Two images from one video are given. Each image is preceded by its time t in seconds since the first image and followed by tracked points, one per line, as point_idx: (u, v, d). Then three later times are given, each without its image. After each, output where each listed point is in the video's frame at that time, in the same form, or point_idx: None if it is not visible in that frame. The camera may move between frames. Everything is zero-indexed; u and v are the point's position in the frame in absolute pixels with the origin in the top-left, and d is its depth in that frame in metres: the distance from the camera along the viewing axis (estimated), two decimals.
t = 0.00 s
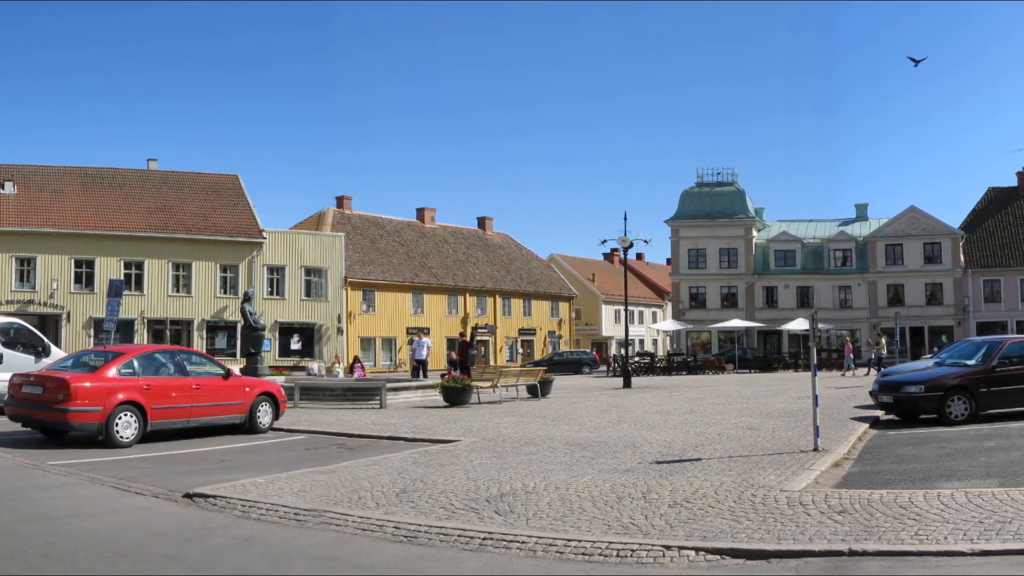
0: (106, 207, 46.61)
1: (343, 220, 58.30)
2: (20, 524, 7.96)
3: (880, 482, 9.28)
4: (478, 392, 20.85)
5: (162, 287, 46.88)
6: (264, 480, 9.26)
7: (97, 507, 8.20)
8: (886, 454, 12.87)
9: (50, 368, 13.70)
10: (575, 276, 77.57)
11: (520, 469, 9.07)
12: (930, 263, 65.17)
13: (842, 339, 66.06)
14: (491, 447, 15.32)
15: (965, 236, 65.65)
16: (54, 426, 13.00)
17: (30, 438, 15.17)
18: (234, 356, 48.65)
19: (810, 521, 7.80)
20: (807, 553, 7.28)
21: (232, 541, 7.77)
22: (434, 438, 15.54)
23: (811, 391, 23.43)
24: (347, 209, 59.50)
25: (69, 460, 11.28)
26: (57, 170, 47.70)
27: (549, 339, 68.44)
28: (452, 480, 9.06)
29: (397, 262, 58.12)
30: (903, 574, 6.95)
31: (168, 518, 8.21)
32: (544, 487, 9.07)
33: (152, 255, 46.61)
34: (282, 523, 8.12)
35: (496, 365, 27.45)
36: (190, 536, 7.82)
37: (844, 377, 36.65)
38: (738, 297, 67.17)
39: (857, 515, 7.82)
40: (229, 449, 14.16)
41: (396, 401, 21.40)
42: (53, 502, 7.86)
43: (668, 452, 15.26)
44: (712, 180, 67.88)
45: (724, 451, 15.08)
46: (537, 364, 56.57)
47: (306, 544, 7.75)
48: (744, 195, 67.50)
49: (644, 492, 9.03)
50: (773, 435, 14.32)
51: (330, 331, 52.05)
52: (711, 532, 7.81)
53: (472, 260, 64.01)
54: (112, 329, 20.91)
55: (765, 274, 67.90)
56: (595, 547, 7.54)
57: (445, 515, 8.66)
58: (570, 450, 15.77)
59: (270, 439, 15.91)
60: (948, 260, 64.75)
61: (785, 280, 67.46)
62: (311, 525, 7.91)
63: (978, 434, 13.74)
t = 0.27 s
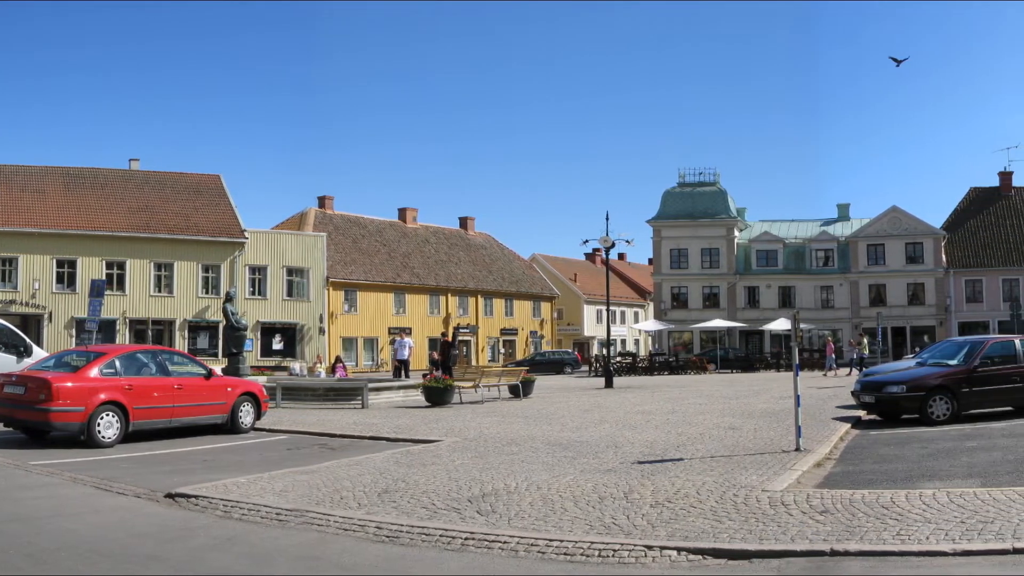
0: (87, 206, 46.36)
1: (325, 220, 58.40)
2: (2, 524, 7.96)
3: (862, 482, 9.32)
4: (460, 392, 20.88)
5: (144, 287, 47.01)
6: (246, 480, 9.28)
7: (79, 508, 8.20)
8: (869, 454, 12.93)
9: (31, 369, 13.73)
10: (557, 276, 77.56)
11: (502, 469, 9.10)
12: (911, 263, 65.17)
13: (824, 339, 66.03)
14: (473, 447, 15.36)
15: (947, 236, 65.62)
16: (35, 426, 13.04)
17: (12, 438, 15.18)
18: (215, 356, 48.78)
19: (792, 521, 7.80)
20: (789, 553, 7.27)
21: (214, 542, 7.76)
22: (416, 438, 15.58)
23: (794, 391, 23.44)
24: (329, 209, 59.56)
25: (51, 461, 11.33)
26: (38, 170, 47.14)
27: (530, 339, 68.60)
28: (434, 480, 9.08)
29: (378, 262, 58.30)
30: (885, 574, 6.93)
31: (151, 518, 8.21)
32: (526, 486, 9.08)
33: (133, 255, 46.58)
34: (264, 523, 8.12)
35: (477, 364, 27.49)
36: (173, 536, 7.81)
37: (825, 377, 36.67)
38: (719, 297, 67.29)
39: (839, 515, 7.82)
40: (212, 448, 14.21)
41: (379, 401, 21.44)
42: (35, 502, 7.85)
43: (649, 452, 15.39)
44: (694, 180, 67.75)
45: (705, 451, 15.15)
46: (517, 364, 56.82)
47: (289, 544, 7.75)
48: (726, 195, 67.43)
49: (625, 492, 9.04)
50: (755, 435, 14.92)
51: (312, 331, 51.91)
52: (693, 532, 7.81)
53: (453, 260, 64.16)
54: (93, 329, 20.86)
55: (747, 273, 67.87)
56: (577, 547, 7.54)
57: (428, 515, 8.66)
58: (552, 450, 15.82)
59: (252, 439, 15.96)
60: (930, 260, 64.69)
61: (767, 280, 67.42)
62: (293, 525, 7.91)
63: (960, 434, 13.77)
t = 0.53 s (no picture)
0: (68, 206, 46.28)
1: (307, 220, 58.32)
2: None
3: (844, 482, 9.34)
4: (442, 392, 20.90)
5: (126, 288, 46.89)
6: (227, 480, 9.30)
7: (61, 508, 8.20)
8: (850, 454, 12.97)
9: (13, 368, 13.73)
10: (539, 276, 77.56)
11: (483, 469, 9.12)
12: (893, 263, 65.20)
13: (806, 339, 65.90)
14: (455, 447, 15.40)
15: (929, 237, 65.68)
16: (17, 426, 13.05)
17: None
18: (197, 356, 48.76)
19: (774, 521, 7.79)
20: (771, 553, 7.26)
21: (196, 541, 7.76)
22: (398, 438, 15.60)
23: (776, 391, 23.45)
24: (310, 210, 59.50)
25: (33, 461, 11.39)
26: (20, 170, 47.07)
27: (512, 339, 68.63)
28: (415, 480, 9.09)
29: (360, 262, 58.30)
30: (867, 573, 6.92)
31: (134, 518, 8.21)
32: (507, 486, 9.08)
33: (115, 255, 46.57)
34: (247, 523, 8.12)
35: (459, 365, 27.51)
36: (154, 536, 7.81)
37: (807, 377, 36.67)
38: (701, 297, 67.05)
39: (820, 515, 7.81)
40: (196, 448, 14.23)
41: (361, 401, 21.46)
42: (17, 502, 7.85)
43: (631, 451, 15.43)
44: (676, 180, 67.67)
45: (688, 451, 15.15)
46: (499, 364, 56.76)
47: (271, 544, 7.74)
48: (708, 195, 67.38)
49: (607, 493, 9.05)
50: (737, 436, 14.97)
51: (294, 331, 52.05)
52: (675, 532, 7.80)
53: (435, 260, 64.21)
54: (75, 329, 20.85)
55: (729, 273, 67.76)
56: (559, 547, 7.53)
57: (410, 514, 8.66)
58: (534, 450, 15.84)
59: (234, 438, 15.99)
60: (912, 260, 64.81)
61: (749, 280, 67.28)
62: (274, 525, 7.91)
63: (942, 434, 13.79)
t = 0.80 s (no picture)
0: (50, 206, 46.05)
1: (289, 220, 58.33)
2: None
3: (826, 482, 9.40)
4: (424, 392, 20.94)
5: (108, 287, 46.90)
6: (210, 480, 9.32)
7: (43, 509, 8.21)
8: (833, 454, 12.99)
9: None
10: (521, 276, 77.66)
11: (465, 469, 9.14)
12: (876, 263, 65.29)
13: (788, 339, 65.90)
14: (436, 448, 15.46)
15: (912, 237, 65.72)
16: None
17: None
18: (180, 356, 48.84)
19: (756, 521, 7.79)
20: (753, 553, 7.25)
21: (178, 541, 7.76)
22: (380, 438, 15.67)
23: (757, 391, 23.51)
24: (292, 209, 59.50)
25: (15, 461, 11.45)
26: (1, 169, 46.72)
27: (495, 339, 68.73)
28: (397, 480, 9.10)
29: (342, 262, 58.44)
30: (849, 573, 6.90)
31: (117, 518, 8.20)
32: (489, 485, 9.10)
33: (97, 255, 46.52)
34: (229, 523, 8.12)
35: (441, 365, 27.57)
36: (137, 536, 7.81)
37: (789, 377, 36.71)
38: (683, 297, 67.05)
39: (802, 515, 7.82)
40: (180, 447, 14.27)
41: (343, 401, 21.51)
42: None
43: (612, 452, 14.82)
44: (658, 181, 67.69)
45: (671, 451, 14.55)
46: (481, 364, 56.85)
47: (253, 544, 7.74)
48: (690, 195, 67.41)
49: (589, 492, 9.07)
50: (720, 435, 14.31)
51: (276, 331, 52.05)
52: (657, 532, 7.81)
53: (418, 260, 64.31)
54: (57, 328, 20.84)
55: (711, 273, 67.77)
56: (541, 547, 7.53)
57: (392, 514, 8.67)
58: (516, 450, 15.88)
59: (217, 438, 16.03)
60: (894, 260, 64.88)
61: (731, 280, 67.28)
62: (257, 525, 7.91)
63: (923, 434, 13.82)
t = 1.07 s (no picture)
0: (30, 206, 45.90)
1: (271, 220, 58.32)
2: None
3: (809, 482, 9.40)
4: (406, 392, 20.98)
5: (91, 287, 46.89)
6: (192, 480, 9.34)
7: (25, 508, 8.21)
8: (814, 454, 13.03)
9: None
10: (503, 277, 77.71)
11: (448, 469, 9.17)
12: (858, 263, 65.25)
13: (771, 339, 65.80)
14: (418, 447, 15.51)
15: (894, 236, 65.66)
16: None
17: None
18: (162, 357, 48.95)
19: (739, 521, 7.79)
20: (735, 553, 7.24)
21: (160, 542, 7.76)
22: (362, 439, 15.72)
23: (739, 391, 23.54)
24: (274, 209, 59.47)
25: None
26: None
27: (477, 339, 68.79)
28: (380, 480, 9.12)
29: (325, 261, 58.47)
30: (831, 573, 6.89)
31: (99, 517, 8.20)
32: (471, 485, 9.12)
33: (79, 255, 46.46)
34: (212, 523, 8.12)
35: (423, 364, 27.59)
36: (119, 536, 7.81)
37: (771, 377, 36.70)
38: (665, 297, 67.03)
39: (784, 515, 7.82)
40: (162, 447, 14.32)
41: (325, 401, 21.56)
42: None
43: (595, 452, 14.83)
44: (640, 181, 67.64)
45: (653, 451, 14.56)
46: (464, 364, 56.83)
47: (236, 544, 7.74)
48: (673, 195, 67.38)
49: (571, 492, 9.09)
50: (702, 435, 14.36)
51: (258, 331, 52.15)
52: (639, 532, 7.81)
53: (400, 260, 64.37)
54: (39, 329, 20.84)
55: (693, 273, 67.69)
56: (524, 546, 7.52)
57: (374, 514, 8.68)
58: (498, 450, 15.93)
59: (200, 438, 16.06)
60: (877, 261, 64.82)
61: (714, 280, 67.27)
62: (239, 525, 7.91)
63: (905, 434, 13.85)
